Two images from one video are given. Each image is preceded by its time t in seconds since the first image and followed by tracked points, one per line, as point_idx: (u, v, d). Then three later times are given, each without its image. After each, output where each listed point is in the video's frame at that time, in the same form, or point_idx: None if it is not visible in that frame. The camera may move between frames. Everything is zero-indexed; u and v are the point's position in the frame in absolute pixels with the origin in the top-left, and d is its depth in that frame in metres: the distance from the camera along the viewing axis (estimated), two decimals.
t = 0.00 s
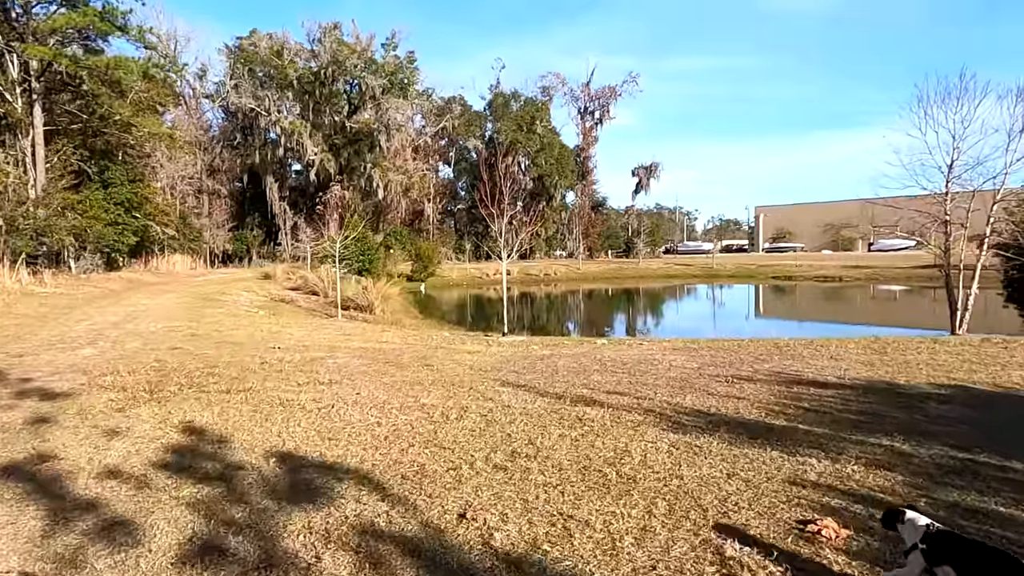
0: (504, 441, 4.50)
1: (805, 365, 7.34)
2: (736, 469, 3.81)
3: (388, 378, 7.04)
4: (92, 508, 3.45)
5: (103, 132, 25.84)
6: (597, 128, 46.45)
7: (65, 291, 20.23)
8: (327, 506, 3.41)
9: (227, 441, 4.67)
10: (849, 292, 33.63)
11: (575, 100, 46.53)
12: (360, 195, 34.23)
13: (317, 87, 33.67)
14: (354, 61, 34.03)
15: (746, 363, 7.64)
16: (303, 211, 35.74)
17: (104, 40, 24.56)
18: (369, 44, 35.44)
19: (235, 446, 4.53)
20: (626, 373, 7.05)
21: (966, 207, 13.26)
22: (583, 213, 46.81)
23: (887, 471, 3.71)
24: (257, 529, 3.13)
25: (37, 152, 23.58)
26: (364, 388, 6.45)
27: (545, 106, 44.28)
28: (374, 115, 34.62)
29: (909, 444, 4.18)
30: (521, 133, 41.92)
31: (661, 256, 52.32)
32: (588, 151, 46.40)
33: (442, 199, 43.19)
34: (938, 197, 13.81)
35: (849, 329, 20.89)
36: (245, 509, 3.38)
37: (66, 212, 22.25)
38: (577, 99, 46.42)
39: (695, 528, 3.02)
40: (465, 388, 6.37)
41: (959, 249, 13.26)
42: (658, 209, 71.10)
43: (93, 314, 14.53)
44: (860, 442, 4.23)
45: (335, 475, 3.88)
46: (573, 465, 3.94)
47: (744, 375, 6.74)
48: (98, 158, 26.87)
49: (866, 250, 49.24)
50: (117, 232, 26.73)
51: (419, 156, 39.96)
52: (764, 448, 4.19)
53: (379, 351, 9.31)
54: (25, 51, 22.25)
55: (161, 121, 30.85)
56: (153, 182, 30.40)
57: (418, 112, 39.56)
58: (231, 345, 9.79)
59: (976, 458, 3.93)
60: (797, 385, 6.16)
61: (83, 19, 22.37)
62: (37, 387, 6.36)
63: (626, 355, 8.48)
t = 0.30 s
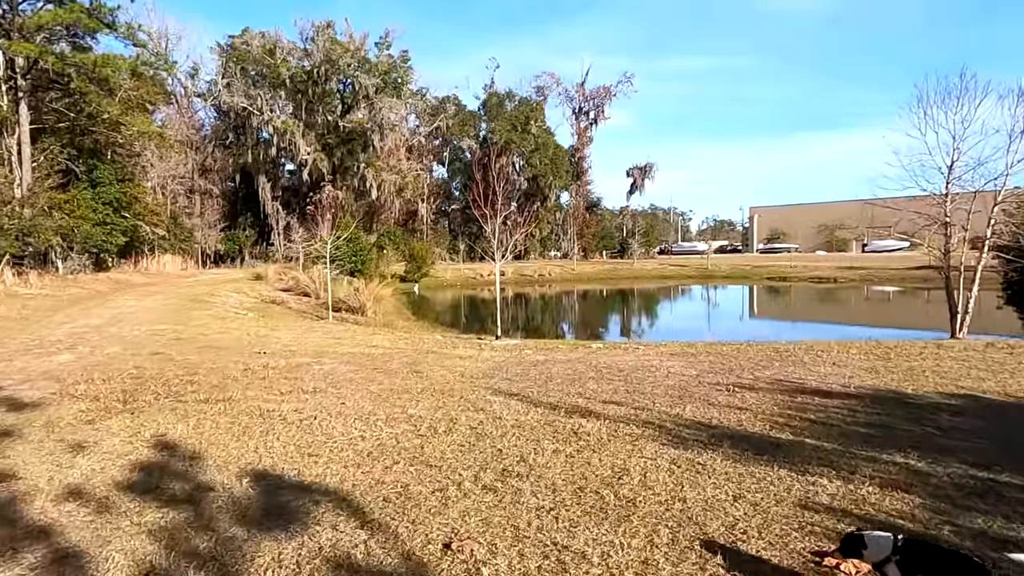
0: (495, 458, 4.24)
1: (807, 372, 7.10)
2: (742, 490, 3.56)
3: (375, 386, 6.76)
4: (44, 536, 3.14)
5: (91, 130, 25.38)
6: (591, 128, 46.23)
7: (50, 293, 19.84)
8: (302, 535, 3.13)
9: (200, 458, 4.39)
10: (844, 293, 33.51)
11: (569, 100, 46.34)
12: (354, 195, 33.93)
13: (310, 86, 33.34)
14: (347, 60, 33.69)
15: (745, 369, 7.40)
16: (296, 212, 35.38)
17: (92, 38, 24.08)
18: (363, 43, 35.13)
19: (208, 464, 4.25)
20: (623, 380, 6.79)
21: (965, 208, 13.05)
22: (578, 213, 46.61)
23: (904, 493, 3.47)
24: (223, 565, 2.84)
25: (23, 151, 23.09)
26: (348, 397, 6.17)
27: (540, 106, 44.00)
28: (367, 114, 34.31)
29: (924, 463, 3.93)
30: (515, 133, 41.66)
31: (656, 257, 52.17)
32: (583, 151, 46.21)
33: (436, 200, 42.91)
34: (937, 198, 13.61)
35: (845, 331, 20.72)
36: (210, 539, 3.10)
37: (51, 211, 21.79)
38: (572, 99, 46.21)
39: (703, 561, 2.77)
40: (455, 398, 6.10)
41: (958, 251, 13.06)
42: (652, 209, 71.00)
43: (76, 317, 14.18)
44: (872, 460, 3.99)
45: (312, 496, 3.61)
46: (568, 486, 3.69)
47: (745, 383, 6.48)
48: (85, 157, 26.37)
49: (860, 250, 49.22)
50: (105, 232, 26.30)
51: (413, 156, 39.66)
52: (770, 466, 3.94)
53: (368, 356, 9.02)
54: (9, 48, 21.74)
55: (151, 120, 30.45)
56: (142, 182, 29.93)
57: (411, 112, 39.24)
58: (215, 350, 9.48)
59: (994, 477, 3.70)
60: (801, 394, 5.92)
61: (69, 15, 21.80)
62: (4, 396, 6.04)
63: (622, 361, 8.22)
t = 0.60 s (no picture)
0: (479, 469, 3.96)
1: (807, 375, 6.85)
2: (743, 505, 3.30)
3: (357, 389, 6.47)
4: None
5: (79, 127, 24.97)
6: (586, 128, 46.00)
7: (34, 292, 19.45)
8: (262, 557, 2.85)
9: (163, 468, 4.10)
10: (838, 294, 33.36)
11: (564, 100, 46.11)
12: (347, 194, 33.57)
13: (302, 84, 32.94)
14: (340, 58, 33.31)
15: (742, 372, 7.14)
16: (288, 211, 34.97)
17: (79, 32, 23.54)
18: (356, 41, 34.81)
19: (170, 475, 3.95)
20: (615, 383, 6.51)
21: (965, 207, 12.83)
22: (572, 213, 46.37)
23: (918, 508, 3.21)
24: None
25: (8, 148, 22.59)
26: (327, 402, 5.87)
27: (535, 106, 43.72)
28: (360, 113, 33.99)
29: (936, 474, 3.68)
30: (510, 133, 41.36)
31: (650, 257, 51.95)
32: (578, 151, 45.97)
33: (430, 199, 42.58)
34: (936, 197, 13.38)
35: (841, 331, 20.52)
36: (158, 561, 2.82)
37: (36, 209, 21.38)
38: (566, 98, 45.96)
39: None
40: (439, 402, 5.82)
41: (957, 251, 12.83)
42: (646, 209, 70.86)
43: (57, 316, 13.82)
44: (881, 471, 3.73)
45: (276, 512, 3.32)
46: (555, 501, 3.42)
47: (742, 387, 6.21)
48: (73, 154, 25.82)
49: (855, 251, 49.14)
50: (93, 231, 25.86)
51: (407, 156, 39.36)
52: (772, 478, 3.68)
53: (353, 358, 8.71)
54: None
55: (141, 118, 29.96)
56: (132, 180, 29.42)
57: (405, 111, 38.94)
58: (195, 351, 9.17)
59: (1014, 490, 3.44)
60: (801, 399, 5.66)
61: (53, 9, 21.24)
62: None
63: (615, 363, 7.96)
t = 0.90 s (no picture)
0: (459, 490, 3.70)
1: (805, 383, 6.61)
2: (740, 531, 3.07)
3: (337, 398, 6.20)
4: None
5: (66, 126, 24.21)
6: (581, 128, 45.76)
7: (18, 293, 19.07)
8: None
9: (120, 489, 3.82)
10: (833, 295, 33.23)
11: (558, 99, 45.87)
12: (340, 193, 33.25)
13: (295, 83, 32.55)
14: (333, 57, 32.94)
15: (739, 379, 6.89)
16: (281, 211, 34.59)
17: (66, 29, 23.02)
18: (349, 40, 34.48)
19: (127, 497, 3.69)
20: (607, 392, 6.26)
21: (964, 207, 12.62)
22: (567, 213, 46.14)
23: (931, 536, 2.97)
24: None
25: None
26: (305, 412, 5.59)
27: (529, 105, 43.44)
28: (354, 112, 33.68)
29: (948, 496, 3.44)
30: (504, 132, 41.04)
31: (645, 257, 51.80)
32: (572, 151, 45.74)
33: (423, 199, 42.28)
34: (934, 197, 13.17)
35: (836, 331, 20.34)
36: None
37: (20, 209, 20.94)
38: (561, 98, 45.72)
39: None
40: (422, 413, 5.54)
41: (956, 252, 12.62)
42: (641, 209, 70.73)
43: (38, 319, 13.48)
44: (888, 492, 3.49)
45: (235, 541, 3.05)
46: (539, 528, 3.17)
47: (740, 397, 5.96)
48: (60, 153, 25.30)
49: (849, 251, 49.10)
50: (79, 231, 25.52)
51: (401, 155, 39.06)
52: (772, 500, 3.44)
53: (337, 363, 8.42)
54: None
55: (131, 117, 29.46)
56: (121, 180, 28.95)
57: (399, 110, 38.64)
58: (174, 356, 8.87)
59: None
60: (800, 409, 5.42)
61: None
62: None
63: (607, 369, 7.69)
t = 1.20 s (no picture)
0: (448, 505, 3.47)
1: (809, 387, 6.39)
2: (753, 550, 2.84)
3: (324, 403, 5.95)
4: None
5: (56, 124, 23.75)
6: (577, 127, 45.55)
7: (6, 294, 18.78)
8: None
9: (87, 504, 3.57)
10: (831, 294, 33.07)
11: (554, 99, 45.68)
12: (336, 193, 33.04)
13: (289, 82, 32.22)
14: (328, 55, 32.63)
15: (740, 383, 6.66)
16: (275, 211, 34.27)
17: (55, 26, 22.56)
18: (344, 39, 34.25)
19: (92, 514, 3.44)
20: (605, 396, 6.03)
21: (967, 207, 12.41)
22: (563, 213, 45.93)
23: (957, 557, 2.75)
24: None
25: None
26: (290, 419, 5.35)
27: (525, 105, 43.18)
28: (349, 111, 33.42)
29: (968, 512, 3.23)
30: (501, 132, 40.78)
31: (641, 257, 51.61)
32: (569, 151, 45.55)
33: (419, 199, 42.03)
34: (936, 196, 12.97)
35: (834, 331, 20.16)
36: None
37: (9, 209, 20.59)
38: (557, 97, 45.51)
39: None
40: (411, 419, 5.32)
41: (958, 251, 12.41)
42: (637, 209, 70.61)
43: (24, 320, 13.21)
44: (906, 507, 3.28)
45: (203, 565, 2.82)
46: (533, 548, 2.94)
47: (743, 402, 5.73)
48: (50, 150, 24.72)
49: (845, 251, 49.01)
50: (70, 231, 25.39)
51: (396, 155, 38.82)
52: (783, 515, 3.23)
53: (327, 367, 8.17)
54: None
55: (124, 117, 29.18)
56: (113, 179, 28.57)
57: (394, 109, 38.38)
58: (160, 359, 8.62)
59: None
60: (806, 414, 5.20)
61: None
62: None
63: (605, 372, 7.45)
